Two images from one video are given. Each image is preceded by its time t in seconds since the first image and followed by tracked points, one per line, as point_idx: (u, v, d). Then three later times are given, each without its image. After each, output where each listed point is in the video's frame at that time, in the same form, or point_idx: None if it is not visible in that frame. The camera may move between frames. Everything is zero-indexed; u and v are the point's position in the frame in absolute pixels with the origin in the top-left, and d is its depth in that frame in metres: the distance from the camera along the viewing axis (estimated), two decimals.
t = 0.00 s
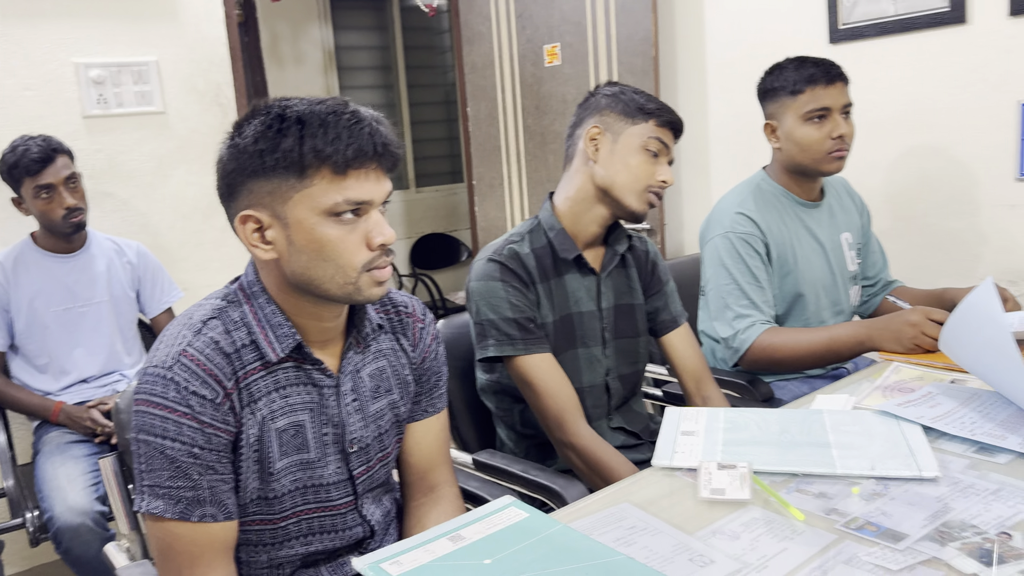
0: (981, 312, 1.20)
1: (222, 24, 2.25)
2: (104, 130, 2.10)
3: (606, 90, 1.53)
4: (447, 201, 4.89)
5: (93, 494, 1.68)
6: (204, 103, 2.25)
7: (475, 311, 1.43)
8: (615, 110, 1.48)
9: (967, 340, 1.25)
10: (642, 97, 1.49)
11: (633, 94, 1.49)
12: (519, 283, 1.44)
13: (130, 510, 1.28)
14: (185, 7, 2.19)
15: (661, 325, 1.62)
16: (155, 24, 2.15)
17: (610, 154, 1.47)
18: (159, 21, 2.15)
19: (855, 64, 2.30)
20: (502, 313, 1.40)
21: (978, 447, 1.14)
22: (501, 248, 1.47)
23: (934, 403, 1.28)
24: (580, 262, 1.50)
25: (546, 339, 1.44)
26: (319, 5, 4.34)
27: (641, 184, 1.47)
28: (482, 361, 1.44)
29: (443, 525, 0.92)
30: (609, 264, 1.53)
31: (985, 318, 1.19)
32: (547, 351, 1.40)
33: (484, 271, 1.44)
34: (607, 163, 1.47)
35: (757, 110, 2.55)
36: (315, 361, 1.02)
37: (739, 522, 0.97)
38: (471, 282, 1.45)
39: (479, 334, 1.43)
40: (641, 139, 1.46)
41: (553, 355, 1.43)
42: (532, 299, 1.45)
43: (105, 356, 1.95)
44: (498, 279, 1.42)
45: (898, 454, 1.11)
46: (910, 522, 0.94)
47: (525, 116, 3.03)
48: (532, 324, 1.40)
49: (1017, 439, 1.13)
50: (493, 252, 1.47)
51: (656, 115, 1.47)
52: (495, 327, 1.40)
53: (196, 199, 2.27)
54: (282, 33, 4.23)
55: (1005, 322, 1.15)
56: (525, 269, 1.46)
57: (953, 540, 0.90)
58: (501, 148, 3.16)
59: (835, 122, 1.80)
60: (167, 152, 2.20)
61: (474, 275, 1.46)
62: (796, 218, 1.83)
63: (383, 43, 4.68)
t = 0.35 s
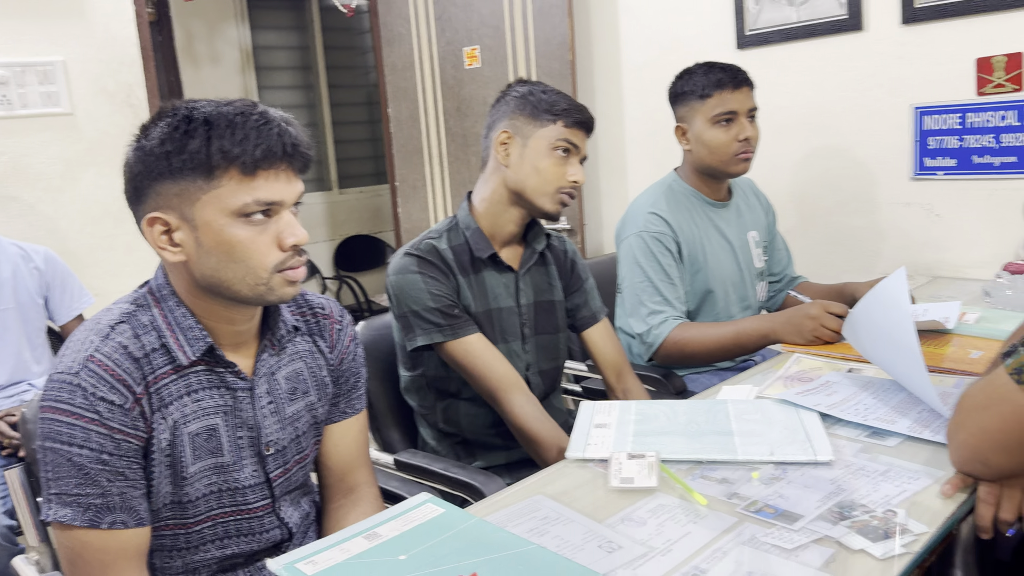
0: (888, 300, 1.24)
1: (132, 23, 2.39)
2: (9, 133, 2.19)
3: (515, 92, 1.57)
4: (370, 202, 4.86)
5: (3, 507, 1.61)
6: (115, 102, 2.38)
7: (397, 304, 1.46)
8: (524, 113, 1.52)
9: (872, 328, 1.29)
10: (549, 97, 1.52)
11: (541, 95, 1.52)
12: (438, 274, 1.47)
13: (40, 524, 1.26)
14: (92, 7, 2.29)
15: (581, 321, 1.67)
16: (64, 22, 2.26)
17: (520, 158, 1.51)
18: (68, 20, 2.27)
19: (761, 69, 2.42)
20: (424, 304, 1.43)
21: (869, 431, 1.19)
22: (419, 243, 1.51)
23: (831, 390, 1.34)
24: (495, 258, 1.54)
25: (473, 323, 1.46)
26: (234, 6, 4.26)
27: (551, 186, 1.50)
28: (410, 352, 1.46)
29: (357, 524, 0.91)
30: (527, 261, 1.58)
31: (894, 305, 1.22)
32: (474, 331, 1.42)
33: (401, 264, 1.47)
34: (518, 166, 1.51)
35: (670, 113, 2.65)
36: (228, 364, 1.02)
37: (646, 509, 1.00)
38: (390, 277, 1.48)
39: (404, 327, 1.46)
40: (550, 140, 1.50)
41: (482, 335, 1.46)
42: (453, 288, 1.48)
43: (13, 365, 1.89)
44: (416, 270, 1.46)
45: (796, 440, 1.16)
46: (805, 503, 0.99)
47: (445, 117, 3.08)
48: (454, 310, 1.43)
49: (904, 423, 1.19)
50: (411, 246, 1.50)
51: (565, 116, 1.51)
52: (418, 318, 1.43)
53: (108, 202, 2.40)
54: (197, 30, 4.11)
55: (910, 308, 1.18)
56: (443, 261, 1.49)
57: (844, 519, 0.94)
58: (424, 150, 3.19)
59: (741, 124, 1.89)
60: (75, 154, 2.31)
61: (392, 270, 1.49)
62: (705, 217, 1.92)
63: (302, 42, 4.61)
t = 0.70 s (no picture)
0: (812, 288, 1.29)
1: (57, 17, 2.38)
2: None
3: (448, 87, 1.59)
4: (308, 201, 4.78)
5: None
6: (41, 95, 2.37)
7: (342, 296, 1.45)
8: (459, 106, 1.54)
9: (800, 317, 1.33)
10: (482, 90, 1.55)
11: (475, 87, 1.55)
12: (383, 264, 1.45)
13: None
14: None
15: (521, 313, 1.68)
16: None
17: (457, 150, 1.52)
18: None
19: (696, 67, 2.48)
20: (370, 295, 1.42)
21: (798, 415, 1.21)
22: (361, 235, 1.49)
23: (762, 377, 1.37)
24: (438, 250, 1.53)
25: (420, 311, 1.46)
26: None
27: (489, 177, 1.52)
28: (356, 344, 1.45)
29: (292, 516, 0.90)
30: (469, 253, 1.59)
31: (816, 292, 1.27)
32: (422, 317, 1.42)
33: (344, 256, 1.45)
34: (454, 159, 1.52)
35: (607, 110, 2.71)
36: (155, 356, 1.00)
37: (582, 493, 1.01)
38: (333, 270, 1.45)
39: (350, 318, 1.44)
40: (486, 133, 1.52)
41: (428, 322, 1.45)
42: (399, 278, 1.47)
43: None
44: (360, 261, 1.44)
45: (727, 424, 1.17)
46: (736, 483, 0.99)
47: (383, 113, 3.08)
48: (400, 299, 1.42)
49: (831, 407, 1.21)
50: (353, 238, 1.48)
51: (500, 108, 1.53)
52: (365, 308, 1.42)
53: (32, 197, 2.37)
54: (127, 26, 3.99)
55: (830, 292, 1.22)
56: (387, 251, 1.48)
57: (773, 497, 0.94)
58: (362, 146, 3.17)
59: (675, 121, 1.94)
60: None
61: (334, 262, 1.46)
62: (641, 211, 1.96)
63: (237, 39, 4.51)
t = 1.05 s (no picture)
0: (798, 290, 1.30)
1: (19, 16, 2.33)
2: None
3: (405, 88, 1.58)
4: (276, 206, 4.72)
5: None
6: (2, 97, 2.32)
7: (314, 297, 1.43)
8: (415, 106, 1.53)
9: (775, 317, 1.36)
10: (438, 88, 1.53)
11: (431, 85, 1.54)
12: (355, 265, 1.44)
13: None
14: None
15: (494, 315, 1.68)
16: None
17: (417, 150, 1.52)
18: None
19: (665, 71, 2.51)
20: (341, 296, 1.40)
21: (768, 413, 1.23)
22: (332, 236, 1.47)
23: (732, 375, 1.39)
24: (408, 251, 1.53)
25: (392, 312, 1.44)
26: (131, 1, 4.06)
27: (452, 175, 1.52)
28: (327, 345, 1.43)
29: (262, 519, 0.89)
30: (440, 255, 1.58)
31: (803, 296, 1.28)
32: (394, 319, 1.41)
33: (316, 257, 1.44)
34: (415, 159, 1.52)
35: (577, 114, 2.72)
36: (121, 358, 0.98)
37: (555, 491, 1.01)
38: (305, 271, 1.44)
39: (322, 320, 1.42)
40: (445, 132, 1.51)
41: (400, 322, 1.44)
42: (371, 279, 1.45)
43: None
44: (332, 263, 1.43)
45: (698, 422, 1.18)
46: (706, 480, 1.00)
47: (353, 116, 3.06)
48: (372, 300, 1.41)
49: (800, 404, 1.23)
50: (325, 239, 1.47)
51: (457, 106, 1.52)
52: (337, 310, 1.40)
53: None
54: (91, 28, 3.91)
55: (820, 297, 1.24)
56: (359, 252, 1.47)
57: (744, 494, 0.95)
58: (332, 149, 3.15)
59: (644, 124, 1.96)
60: None
61: (306, 263, 1.45)
62: (611, 213, 1.98)
63: (204, 42, 4.46)
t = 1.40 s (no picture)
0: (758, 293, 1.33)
1: None
2: None
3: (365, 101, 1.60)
4: (256, 215, 4.68)
5: None
6: None
7: (294, 311, 1.43)
8: (377, 119, 1.54)
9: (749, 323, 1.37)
10: (395, 96, 1.55)
11: (388, 95, 1.55)
12: (335, 279, 1.44)
13: None
14: None
15: (476, 328, 1.67)
16: None
17: (385, 160, 1.53)
18: None
19: (646, 83, 2.54)
20: (322, 309, 1.40)
21: (750, 423, 1.24)
22: (312, 249, 1.47)
23: (715, 385, 1.40)
24: (389, 260, 1.53)
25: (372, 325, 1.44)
26: (110, 11, 4.02)
27: (424, 177, 1.52)
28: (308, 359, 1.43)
29: (246, 532, 0.89)
30: (421, 264, 1.58)
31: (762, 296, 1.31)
32: (374, 333, 1.41)
33: (296, 271, 1.43)
34: (385, 169, 1.53)
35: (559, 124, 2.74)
36: (105, 372, 0.98)
37: (541, 503, 1.01)
38: (284, 285, 1.44)
39: (303, 335, 1.42)
40: (408, 137, 1.52)
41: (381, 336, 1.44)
42: (352, 292, 1.45)
43: None
44: (312, 277, 1.42)
45: (682, 432, 1.19)
46: (690, 490, 1.01)
47: (334, 127, 3.06)
48: (353, 314, 1.40)
49: (782, 414, 1.25)
50: (305, 253, 1.46)
51: (415, 110, 1.53)
52: (317, 324, 1.40)
53: None
54: (70, 38, 3.85)
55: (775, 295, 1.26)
56: (340, 266, 1.46)
57: (728, 504, 0.96)
58: (313, 160, 3.14)
59: (623, 136, 1.98)
60: None
61: (286, 277, 1.45)
62: (594, 224, 1.99)
63: (184, 51, 4.44)
